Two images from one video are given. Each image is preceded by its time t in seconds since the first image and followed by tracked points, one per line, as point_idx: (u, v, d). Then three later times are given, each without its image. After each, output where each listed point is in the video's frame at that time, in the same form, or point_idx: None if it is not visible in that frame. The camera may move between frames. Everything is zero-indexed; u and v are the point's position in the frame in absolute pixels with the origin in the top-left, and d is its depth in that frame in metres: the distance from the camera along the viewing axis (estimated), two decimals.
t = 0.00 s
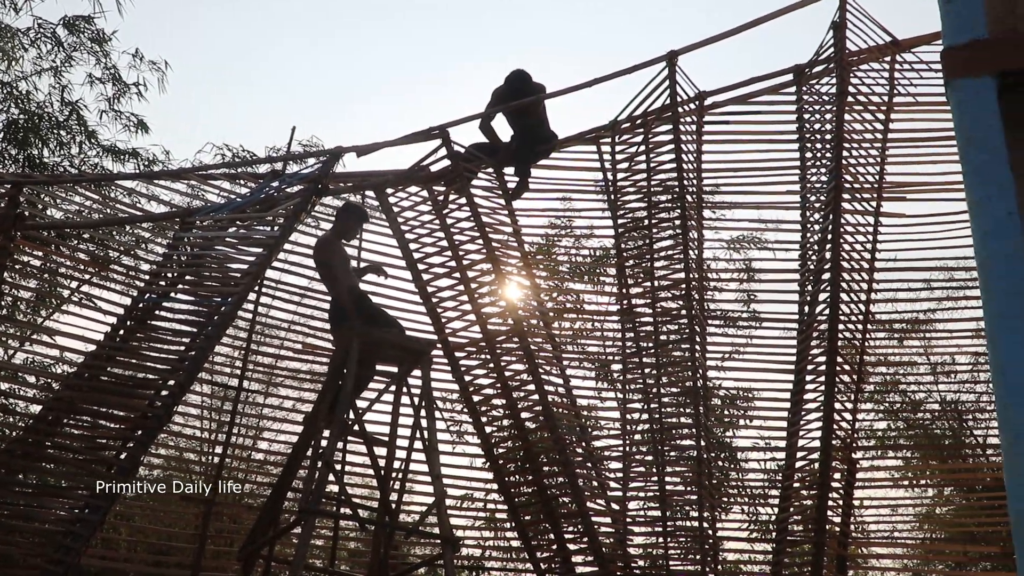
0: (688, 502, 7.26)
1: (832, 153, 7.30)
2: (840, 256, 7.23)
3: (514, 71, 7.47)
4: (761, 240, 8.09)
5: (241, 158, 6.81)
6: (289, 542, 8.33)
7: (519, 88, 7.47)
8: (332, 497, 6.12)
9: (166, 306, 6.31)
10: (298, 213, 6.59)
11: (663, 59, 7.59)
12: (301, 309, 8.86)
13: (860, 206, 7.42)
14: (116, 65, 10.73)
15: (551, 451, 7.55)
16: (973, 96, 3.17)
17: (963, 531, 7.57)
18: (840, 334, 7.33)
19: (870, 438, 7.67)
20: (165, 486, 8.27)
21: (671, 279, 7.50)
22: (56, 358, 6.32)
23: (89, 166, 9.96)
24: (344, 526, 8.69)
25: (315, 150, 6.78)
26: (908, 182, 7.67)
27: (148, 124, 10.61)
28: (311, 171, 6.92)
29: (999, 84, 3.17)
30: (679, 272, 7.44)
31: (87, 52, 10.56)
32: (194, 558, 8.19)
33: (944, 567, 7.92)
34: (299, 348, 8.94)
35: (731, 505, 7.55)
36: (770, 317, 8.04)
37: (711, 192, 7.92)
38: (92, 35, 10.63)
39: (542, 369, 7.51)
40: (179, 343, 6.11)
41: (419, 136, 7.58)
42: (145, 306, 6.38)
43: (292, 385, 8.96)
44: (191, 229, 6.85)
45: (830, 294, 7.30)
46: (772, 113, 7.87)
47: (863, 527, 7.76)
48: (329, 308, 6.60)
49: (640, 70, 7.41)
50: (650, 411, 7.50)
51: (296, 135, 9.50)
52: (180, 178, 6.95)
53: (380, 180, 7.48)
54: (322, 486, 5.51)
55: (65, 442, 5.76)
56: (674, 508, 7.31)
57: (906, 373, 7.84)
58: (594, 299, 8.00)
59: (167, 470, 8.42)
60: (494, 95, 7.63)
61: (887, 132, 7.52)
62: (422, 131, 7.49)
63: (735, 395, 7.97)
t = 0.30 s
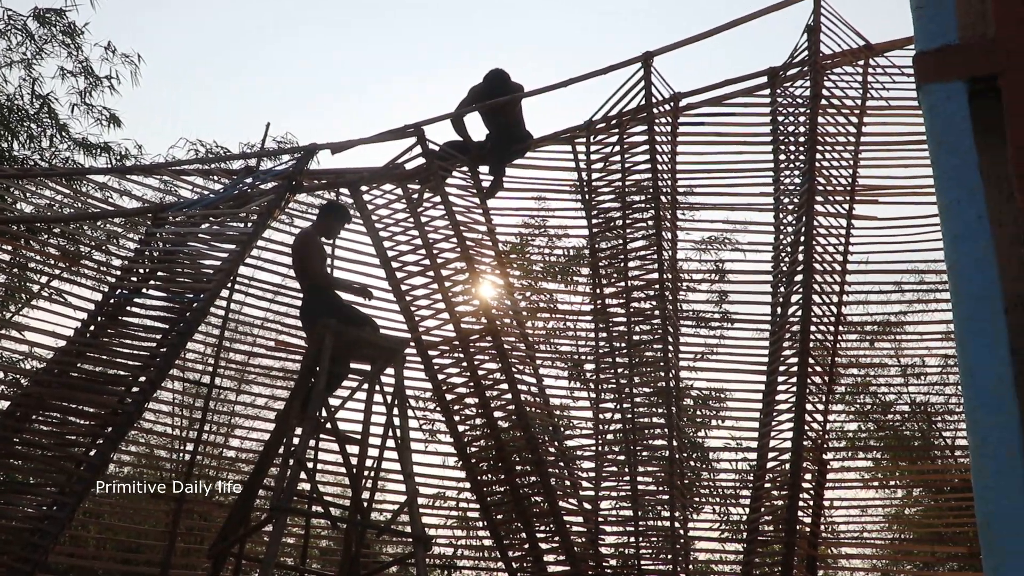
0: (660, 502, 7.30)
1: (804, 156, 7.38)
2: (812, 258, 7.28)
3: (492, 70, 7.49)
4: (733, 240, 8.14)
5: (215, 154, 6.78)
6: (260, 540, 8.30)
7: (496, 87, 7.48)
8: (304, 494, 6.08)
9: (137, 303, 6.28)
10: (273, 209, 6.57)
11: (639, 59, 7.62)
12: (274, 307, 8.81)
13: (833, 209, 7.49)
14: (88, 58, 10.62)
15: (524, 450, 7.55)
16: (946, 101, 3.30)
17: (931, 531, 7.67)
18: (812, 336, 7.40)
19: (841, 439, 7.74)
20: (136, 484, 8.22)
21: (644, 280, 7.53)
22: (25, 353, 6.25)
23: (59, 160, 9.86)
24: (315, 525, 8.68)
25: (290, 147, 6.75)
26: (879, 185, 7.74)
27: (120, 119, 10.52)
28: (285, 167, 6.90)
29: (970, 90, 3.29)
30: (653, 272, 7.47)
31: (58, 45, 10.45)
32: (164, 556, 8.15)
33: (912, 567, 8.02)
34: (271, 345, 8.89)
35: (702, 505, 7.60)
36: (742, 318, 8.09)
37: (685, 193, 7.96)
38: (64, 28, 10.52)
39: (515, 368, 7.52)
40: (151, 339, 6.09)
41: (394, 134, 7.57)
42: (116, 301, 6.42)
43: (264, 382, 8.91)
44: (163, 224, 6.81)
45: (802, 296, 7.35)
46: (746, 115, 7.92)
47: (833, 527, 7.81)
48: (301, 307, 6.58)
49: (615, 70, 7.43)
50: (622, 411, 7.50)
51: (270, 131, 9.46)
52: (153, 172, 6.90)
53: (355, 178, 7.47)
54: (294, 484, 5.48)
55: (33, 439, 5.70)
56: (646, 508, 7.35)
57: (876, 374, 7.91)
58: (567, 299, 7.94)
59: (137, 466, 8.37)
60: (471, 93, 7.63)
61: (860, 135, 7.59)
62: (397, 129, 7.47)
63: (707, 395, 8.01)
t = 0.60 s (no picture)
0: (645, 502, 7.31)
1: (791, 157, 7.38)
2: (798, 258, 7.30)
3: (481, 67, 7.50)
4: (720, 241, 8.15)
5: (202, 151, 6.73)
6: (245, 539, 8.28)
7: (485, 84, 7.49)
8: (290, 494, 6.05)
9: (122, 300, 6.32)
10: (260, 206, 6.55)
11: (627, 59, 7.62)
12: (260, 305, 8.78)
13: (819, 210, 7.50)
14: (71, 53, 10.56)
15: (510, 450, 7.51)
16: (932, 104, 3.33)
17: (915, 531, 7.72)
18: (798, 337, 7.44)
19: (826, 439, 7.78)
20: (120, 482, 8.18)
21: (631, 280, 7.54)
22: (9, 350, 6.23)
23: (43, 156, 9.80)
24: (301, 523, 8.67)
25: (277, 144, 6.72)
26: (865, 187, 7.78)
27: (104, 115, 10.46)
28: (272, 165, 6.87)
29: (957, 92, 3.32)
30: (639, 272, 7.48)
31: (41, 39, 10.39)
32: (149, 554, 8.12)
33: (896, 567, 8.08)
34: (257, 344, 8.86)
35: (687, 506, 7.57)
36: (727, 318, 8.11)
37: (672, 194, 7.98)
38: (47, 23, 10.46)
39: (501, 368, 7.52)
40: (135, 337, 6.09)
41: (382, 132, 7.55)
42: (101, 298, 6.41)
43: (249, 381, 8.89)
44: (149, 221, 6.78)
45: (789, 297, 7.37)
46: (733, 117, 7.94)
47: (818, 528, 7.84)
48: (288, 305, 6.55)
49: (603, 70, 7.43)
50: (608, 411, 7.55)
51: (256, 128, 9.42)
52: (139, 169, 6.86)
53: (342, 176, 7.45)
54: (280, 483, 5.46)
55: (15, 437, 5.65)
56: (632, 508, 7.36)
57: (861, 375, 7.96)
58: (553, 298, 8.03)
59: (122, 464, 8.33)
60: (460, 91, 7.64)
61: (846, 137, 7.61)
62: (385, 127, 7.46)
63: (693, 395, 8.04)
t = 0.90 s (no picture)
0: (642, 501, 7.32)
1: (788, 157, 7.37)
2: (795, 258, 7.31)
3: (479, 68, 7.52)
4: (718, 241, 8.16)
5: (199, 150, 6.73)
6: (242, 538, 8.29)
7: (481, 87, 7.50)
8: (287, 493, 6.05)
9: (118, 299, 6.29)
10: (258, 206, 6.56)
11: (625, 59, 7.61)
12: (258, 305, 8.79)
13: (816, 210, 7.50)
14: (66, 50, 10.55)
15: (507, 449, 7.54)
16: (929, 104, 3.33)
17: (911, 531, 7.73)
18: (795, 337, 7.43)
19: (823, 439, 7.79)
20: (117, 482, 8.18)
21: (628, 279, 7.54)
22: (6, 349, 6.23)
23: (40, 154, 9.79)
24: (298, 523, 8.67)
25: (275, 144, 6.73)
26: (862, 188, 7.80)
27: (100, 112, 10.45)
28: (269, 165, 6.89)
29: (953, 92, 3.31)
30: (637, 272, 7.48)
31: (35, 37, 10.37)
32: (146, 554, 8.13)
33: (893, 566, 8.09)
34: (255, 343, 8.86)
35: (685, 505, 7.61)
36: (725, 318, 8.12)
37: (669, 194, 8.00)
38: (41, 19, 10.44)
39: (499, 368, 7.52)
40: (132, 336, 6.10)
41: (379, 132, 7.55)
42: (97, 298, 6.37)
43: (246, 380, 8.89)
44: (146, 220, 6.79)
45: (786, 296, 7.38)
46: (731, 117, 7.95)
47: (815, 527, 7.86)
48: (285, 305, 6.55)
49: (601, 69, 7.42)
50: (606, 411, 7.56)
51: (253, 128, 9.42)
52: (136, 168, 6.86)
53: (339, 176, 7.44)
54: (277, 483, 5.46)
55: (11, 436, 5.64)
56: (629, 507, 7.37)
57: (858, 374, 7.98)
58: (551, 298, 8.00)
59: (119, 464, 8.33)
60: (457, 93, 7.65)
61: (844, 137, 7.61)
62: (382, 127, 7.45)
63: (690, 395, 8.05)
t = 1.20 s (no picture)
0: (645, 502, 7.31)
1: (791, 157, 7.37)
2: (798, 258, 7.30)
3: (481, 67, 7.52)
4: (722, 241, 8.15)
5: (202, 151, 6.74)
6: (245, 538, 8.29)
7: (485, 85, 7.51)
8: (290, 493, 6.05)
9: (122, 300, 6.29)
10: (261, 206, 6.57)
11: (627, 59, 7.61)
12: (261, 305, 8.80)
13: (819, 209, 7.48)
14: (68, 50, 10.57)
15: (510, 450, 7.54)
16: (932, 104, 3.33)
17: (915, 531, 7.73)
18: (799, 336, 7.42)
19: (826, 439, 7.79)
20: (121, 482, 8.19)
21: (632, 279, 7.54)
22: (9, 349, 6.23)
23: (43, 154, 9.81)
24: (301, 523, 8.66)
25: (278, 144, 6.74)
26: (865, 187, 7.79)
27: (103, 112, 10.47)
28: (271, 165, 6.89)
29: (957, 91, 3.31)
30: (640, 272, 7.48)
31: (37, 37, 10.39)
32: (149, 554, 8.13)
33: (897, 567, 8.09)
34: (258, 343, 8.86)
35: (687, 504, 7.64)
36: (729, 318, 8.12)
37: (673, 193, 7.99)
38: (43, 19, 10.46)
39: (502, 368, 7.51)
40: (136, 336, 6.11)
41: (383, 132, 7.55)
42: (101, 298, 6.36)
43: (250, 380, 8.89)
44: (149, 221, 6.80)
45: (789, 296, 7.37)
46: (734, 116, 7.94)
47: (818, 526, 7.87)
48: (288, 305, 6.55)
49: (604, 69, 7.42)
50: (609, 411, 7.56)
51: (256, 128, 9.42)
52: (139, 169, 6.87)
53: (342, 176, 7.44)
54: (280, 483, 5.46)
55: (14, 436, 5.65)
56: (632, 507, 7.35)
57: (861, 374, 7.97)
58: (555, 298, 7.97)
59: (123, 464, 8.33)
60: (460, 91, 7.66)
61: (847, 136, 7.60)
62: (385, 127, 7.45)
63: (694, 395, 8.04)
